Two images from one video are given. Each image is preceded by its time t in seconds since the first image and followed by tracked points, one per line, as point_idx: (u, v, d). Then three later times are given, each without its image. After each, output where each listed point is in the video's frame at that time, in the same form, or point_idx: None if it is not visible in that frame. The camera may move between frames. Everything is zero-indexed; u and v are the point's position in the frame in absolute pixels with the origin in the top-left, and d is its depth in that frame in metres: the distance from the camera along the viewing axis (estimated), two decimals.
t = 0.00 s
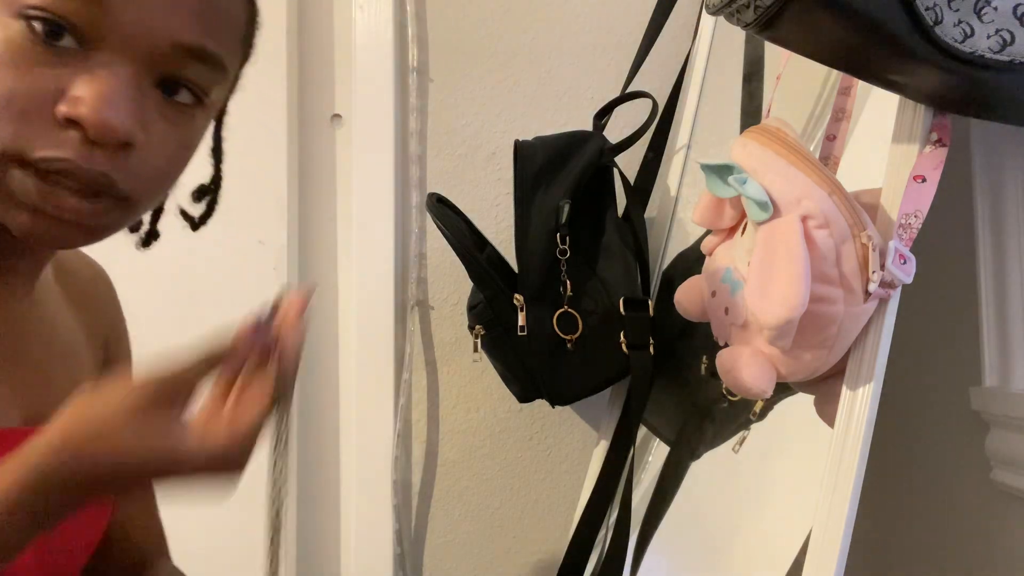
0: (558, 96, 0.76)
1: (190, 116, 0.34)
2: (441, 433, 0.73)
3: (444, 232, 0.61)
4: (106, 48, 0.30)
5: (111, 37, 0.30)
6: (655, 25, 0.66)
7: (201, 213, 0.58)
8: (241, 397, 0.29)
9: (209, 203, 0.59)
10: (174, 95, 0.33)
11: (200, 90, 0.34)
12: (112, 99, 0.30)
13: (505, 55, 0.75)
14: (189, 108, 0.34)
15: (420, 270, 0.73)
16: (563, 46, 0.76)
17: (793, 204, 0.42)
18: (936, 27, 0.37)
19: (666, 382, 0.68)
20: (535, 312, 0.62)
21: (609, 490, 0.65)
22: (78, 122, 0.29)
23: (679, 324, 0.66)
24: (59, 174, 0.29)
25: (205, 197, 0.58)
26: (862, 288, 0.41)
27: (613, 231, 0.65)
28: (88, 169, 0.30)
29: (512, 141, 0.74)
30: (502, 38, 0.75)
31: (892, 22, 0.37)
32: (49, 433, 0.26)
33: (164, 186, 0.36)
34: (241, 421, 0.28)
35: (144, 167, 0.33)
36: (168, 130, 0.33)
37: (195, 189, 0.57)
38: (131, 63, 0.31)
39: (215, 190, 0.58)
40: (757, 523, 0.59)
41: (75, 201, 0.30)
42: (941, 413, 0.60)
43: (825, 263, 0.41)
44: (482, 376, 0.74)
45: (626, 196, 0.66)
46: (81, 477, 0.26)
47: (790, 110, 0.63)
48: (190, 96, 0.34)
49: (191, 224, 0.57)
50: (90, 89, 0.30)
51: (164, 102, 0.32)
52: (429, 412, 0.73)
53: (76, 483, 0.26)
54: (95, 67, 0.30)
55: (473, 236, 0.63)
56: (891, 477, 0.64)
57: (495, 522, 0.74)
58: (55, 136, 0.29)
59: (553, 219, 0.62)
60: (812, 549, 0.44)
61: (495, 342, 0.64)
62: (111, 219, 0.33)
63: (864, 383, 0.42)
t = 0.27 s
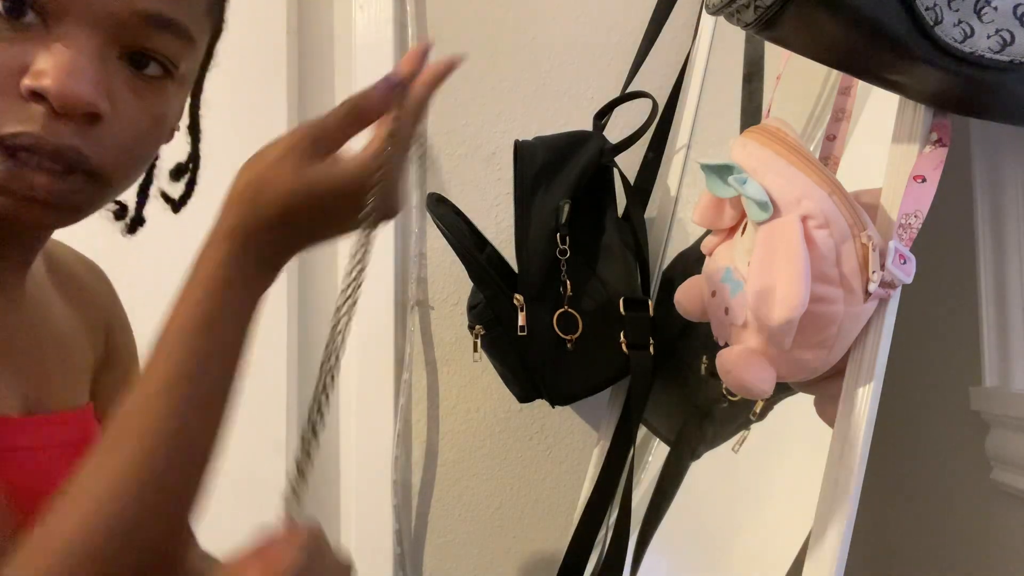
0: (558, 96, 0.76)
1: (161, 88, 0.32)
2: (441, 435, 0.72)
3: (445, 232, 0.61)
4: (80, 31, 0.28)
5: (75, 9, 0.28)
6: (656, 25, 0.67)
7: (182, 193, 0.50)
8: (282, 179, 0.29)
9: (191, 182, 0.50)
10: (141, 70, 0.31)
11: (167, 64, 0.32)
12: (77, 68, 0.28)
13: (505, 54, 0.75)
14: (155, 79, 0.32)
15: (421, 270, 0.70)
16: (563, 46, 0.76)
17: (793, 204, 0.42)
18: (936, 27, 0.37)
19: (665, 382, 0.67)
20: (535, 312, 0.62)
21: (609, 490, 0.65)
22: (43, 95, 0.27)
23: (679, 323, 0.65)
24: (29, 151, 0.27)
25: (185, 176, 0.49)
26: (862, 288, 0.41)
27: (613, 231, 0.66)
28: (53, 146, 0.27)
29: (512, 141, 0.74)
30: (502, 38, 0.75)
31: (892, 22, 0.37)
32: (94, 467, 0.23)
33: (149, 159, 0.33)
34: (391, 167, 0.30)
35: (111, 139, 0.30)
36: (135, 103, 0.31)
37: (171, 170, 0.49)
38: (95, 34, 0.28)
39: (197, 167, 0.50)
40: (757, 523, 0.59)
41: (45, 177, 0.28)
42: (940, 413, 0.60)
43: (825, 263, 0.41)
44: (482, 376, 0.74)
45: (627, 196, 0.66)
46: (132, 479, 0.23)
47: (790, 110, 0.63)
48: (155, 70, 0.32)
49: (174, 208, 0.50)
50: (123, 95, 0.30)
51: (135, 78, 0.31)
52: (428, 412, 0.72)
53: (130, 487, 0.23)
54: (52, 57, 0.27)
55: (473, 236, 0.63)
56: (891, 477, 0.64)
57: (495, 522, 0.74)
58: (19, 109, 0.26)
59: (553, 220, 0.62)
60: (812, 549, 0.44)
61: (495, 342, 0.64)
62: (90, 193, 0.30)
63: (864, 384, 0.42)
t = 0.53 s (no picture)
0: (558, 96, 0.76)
1: (156, 81, 0.25)
2: (440, 437, 0.65)
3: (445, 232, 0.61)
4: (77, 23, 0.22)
5: None
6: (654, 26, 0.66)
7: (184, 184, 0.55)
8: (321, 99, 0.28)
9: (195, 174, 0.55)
10: (136, 63, 0.24)
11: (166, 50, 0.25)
12: (75, 60, 0.22)
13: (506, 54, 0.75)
14: (153, 72, 0.25)
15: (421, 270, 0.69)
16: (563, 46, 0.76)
17: (793, 204, 0.42)
18: (936, 27, 0.37)
19: (666, 383, 0.66)
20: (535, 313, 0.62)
21: (609, 491, 0.65)
22: (45, 87, 0.21)
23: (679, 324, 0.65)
24: (30, 144, 0.21)
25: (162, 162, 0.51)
26: (862, 288, 0.41)
27: (613, 231, 0.66)
28: (47, 141, 0.21)
29: (512, 141, 0.74)
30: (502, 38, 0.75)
31: (891, 23, 0.37)
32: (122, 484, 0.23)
33: (143, 153, 0.27)
34: (451, 121, 0.31)
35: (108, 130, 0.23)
36: (138, 99, 0.24)
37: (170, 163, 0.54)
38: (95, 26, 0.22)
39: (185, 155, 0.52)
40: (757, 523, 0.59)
41: (47, 164, 0.22)
42: (940, 412, 0.60)
43: (825, 263, 0.41)
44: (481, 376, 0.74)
45: (627, 196, 0.66)
46: (179, 456, 0.23)
47: (790, 110, 0.63)
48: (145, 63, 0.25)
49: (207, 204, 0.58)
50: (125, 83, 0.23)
51: (130, 70, 0.24)
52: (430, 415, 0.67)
53: (179, 470, 0.23)
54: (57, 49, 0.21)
55: (473, 236, 0.63)
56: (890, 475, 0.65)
57: (493, 521, 0.72)
58: (14, 103, 0.21)
59: (553, 219, 0.62)
60: (812, 549, 0.45)
61: (495, 342, 0.64)
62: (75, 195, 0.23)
63: (864, 384, 0.42)
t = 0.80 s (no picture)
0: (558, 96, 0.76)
1: (144, 74, 0.34)
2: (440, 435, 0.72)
3: (445, 232, 0.61)
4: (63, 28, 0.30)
5: (60, 2, 0.29)
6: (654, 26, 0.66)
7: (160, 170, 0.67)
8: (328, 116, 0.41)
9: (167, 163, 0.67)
10: (131, 68, 0.33)
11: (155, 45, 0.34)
12: (70, 63, 0.29)
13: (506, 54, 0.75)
14: (142, 67, 0.34)
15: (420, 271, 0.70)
16: (563, 46, 0.76)
17: (793, 204, 0.42)
18: (936, 27, 0.37)
19: (666, 383, 0.66)
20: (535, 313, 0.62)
21: (609, 491, 0.65)
22: (42, 89, 0.29)
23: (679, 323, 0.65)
24: (32, 145, 0.29)
25: (162, 155, 0.66)
26: (862, 288, 0.41)
27: (613, 231, 0.66)
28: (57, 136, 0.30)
29: (512, 141, 0.74)
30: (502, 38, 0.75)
31: (892, 22, 0.37)
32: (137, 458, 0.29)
33: (135, 142, 0.35)
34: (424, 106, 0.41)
35: (107, 126, 0.32)
36: (127, 89, 0.33)
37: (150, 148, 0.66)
38: (82, 25, 0.30)
39: (172, 150, 0.66)
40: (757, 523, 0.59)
41: (51, 165, 0.30)
42: (940, 412, 0.60)
43: (825, 263, 0.41)
44: (482, 377, 0.74)
45: (627, 196, 0.66)
46: (175, 453, 0.29)
47: (790, 110, 0.63)
48: (141, 60, 0.34)
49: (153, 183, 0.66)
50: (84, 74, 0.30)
51: (120, 66, 0.32)
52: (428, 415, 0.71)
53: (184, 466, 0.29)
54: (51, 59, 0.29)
55: (473, 236, 0.63)
56: (890, 475, 0.65)
57: (494, 521, 0.74)
58: (20, 105, 0.29)
59: (553, 219, 0.62)
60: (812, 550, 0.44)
61: (496, 342, 0.64)
62: (93, 181, 0.33)
63: (864, 384, 0.42)
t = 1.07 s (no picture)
0: (558, 96, 0.76)
1: (132, 70, 0.31)
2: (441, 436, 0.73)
3: (445, 232, 0.61)
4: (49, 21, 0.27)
5: None
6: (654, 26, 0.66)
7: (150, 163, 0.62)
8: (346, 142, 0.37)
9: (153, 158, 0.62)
10: (121, 60, 0.30)
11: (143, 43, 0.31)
12: (61, 58, 0.27)
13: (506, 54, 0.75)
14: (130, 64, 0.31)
15: (421, 270, 0.73)
16: (563, 46, 0.76)
17: (793, 204, 0.42)
18: (936, 27, 0.37)
19: (666, 383, 0.66)
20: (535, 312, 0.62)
21: (609, 491, 0.65)
22: (32, 88, 0.26)
23: (679, 323, 0.65)
24: (19, 146, 0.27)
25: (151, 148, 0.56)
26: (862, 288, 0.41)
27: (613, 231, 0.66)
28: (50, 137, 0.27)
29: (512, 141, 0.74)
30: (502, 38, 0.75)
31: (892, 23, 0.37)
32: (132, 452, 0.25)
33: (130, 140, 0.32)
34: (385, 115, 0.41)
35: (97, 126, 0.29)
36: (115, 85, 0.30)
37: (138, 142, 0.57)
38: (72, 20, 0.27)
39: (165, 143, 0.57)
40: (757, 523, 0.59)
41: (45, 166, 0.28)
42: (939, 412, 0.60)
43: (825, 263, 0.41)
44: (482, 377, 0.74)
45: (626, 196, 0.66)
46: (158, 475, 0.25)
47: (791, 110, 0.63)
48: (128, 55, 0.31)
49: (144, 174, 0.57)
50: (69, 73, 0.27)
51: (110, 64, 0.30)
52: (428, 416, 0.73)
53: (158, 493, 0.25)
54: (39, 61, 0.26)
55: (473, 236, 0.63)
56: (890, 475, 0.65)
57: (494, 520, 0.74)
58: (11, 105, 0.26)
59: (553, 219, 0.62)
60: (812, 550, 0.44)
61: (496, 342, 0.64)
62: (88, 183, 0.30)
63: (864, 384, 0.42)
